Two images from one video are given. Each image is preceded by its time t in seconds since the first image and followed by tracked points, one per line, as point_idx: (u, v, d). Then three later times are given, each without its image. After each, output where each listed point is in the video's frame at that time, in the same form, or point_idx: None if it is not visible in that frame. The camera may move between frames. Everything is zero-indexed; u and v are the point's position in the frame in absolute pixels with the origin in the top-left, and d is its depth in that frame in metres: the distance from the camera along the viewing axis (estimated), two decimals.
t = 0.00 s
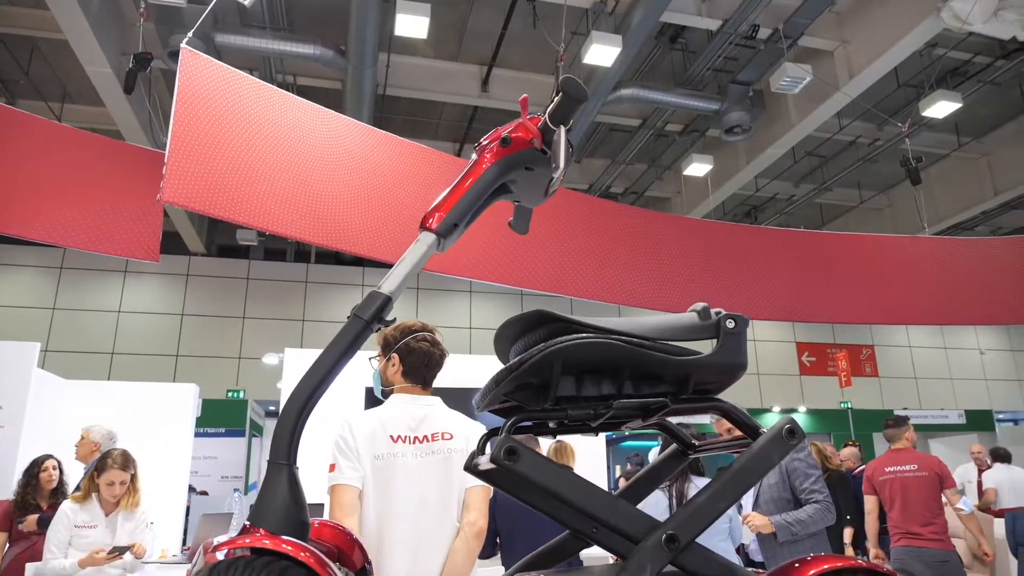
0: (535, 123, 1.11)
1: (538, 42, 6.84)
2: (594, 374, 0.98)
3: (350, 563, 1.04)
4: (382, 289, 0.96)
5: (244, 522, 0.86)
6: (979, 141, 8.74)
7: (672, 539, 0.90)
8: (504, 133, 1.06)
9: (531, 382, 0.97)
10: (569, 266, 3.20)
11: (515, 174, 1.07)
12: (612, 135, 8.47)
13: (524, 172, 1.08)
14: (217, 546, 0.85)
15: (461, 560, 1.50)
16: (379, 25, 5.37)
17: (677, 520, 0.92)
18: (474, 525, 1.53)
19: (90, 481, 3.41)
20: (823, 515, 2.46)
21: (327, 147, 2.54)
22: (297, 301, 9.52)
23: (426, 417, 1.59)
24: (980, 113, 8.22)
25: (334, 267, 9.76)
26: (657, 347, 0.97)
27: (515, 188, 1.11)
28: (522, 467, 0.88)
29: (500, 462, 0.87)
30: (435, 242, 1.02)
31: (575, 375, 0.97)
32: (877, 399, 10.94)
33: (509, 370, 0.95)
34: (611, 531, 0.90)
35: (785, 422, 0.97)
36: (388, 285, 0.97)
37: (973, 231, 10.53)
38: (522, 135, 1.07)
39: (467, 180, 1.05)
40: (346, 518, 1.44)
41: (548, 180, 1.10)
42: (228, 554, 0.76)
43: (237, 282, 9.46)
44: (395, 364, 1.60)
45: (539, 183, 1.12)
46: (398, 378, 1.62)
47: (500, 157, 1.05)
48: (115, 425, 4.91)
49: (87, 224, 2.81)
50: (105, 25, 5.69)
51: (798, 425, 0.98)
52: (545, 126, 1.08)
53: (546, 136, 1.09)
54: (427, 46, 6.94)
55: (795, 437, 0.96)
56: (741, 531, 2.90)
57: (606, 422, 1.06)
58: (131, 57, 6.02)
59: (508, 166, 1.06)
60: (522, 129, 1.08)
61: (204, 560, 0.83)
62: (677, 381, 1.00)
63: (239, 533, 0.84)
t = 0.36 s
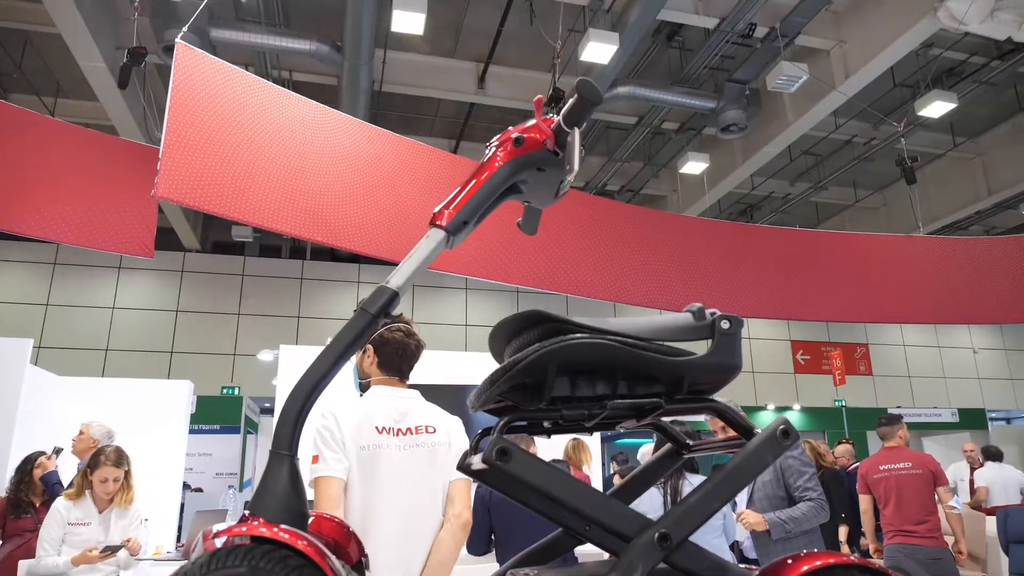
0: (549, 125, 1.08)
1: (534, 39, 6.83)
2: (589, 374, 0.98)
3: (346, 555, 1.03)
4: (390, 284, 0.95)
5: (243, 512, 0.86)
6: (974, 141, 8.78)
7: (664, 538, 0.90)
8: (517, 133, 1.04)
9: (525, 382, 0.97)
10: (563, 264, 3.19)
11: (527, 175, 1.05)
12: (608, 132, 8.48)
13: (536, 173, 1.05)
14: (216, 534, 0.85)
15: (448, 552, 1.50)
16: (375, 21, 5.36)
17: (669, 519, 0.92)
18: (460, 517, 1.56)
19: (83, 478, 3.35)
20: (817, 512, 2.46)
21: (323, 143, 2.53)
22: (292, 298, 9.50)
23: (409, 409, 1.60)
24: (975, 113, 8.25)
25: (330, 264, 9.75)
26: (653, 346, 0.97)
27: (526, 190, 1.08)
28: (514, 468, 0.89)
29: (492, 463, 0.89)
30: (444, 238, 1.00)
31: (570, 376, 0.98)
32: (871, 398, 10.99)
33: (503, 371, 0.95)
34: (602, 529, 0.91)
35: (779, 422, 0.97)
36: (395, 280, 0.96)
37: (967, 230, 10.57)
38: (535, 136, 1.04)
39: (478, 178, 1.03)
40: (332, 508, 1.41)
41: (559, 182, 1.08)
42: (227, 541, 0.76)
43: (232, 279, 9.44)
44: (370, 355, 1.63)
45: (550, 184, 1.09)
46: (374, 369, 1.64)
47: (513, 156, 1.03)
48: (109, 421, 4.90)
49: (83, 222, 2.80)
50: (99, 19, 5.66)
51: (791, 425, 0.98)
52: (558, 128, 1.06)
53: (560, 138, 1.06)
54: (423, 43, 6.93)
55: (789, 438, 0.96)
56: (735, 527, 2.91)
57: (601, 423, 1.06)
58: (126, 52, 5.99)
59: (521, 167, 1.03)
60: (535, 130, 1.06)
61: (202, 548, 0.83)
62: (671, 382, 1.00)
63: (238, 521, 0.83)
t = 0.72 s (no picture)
0: (560, 123, 1.08)
1: (529, 32, 6.80)
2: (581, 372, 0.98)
3: (339, 544, 1.06)
4: (395, 276, 0.94)
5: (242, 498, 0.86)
6: (967, 138, 8.81)
7: (654, 533, 0.91)
8: (528, 130, 1.04)
9: (517, 378, 0.96)
10: (552, 259, 3.19)
11: (535, 172, 1.04)
12: (602, 126, 8.48)
13: (546, 170, 1.04)
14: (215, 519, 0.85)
15: (408, 545, 1.52)
16: (368, 13, 5.33)
17: (659, 514, 0.92)
18: (420, 511, 1.55)
19: (74, 471, 3.36)
20: (807, 506, 2.48)
21: (316, 136, 2.51)
22: (286, 291, 9.47)
23: (376, 402, 1.60)
24: (968, 110, 8.28)
25: (323, 257, 9.71)
26: (645, 344, 0.97)
27: (535, 187, 1.07)
28: (502, 465, 0.90)
29: (481, 459, 0.89)
30: (450, 233, 0.99)
31: (562, 372, 0.97)
32: (862, 393, 11.06)
33: (494, 368, 0.95)
34: (592, 524, 0.92)
35: (771, 420, 0.97)
36: (399, 271, 0.96)
37: (959, 227, 10.62)
38: (546, 134, 1.04)
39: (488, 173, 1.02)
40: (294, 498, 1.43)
41: (569, 180, 1.07)
42: (225, 524, 0.76)
43: (224, 272, 9.40)
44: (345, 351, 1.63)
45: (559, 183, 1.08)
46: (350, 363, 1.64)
47: (523, 153, 1.02)
48: (102, 414, 4.88)
49: (77, 218, 2.79)
50: (89, 10, 5.61)
51: (784, 423, 0.97)
52: (570, 126, 1.05)
53: (570, 137, 1.06)
54: (417, 35, 6.90)
55: (780, 435, 0.96)
56: (726, 521, 2.92)
57: (592, 420, 1.06)
58: (117, 43, 5.95)
59: (531, 164, 1.02)
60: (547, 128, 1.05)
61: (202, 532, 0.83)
62: (663, 379, 1.00)
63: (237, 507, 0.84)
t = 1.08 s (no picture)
0: (570, 120, 1.09)
1: (521, 22, 6.76)
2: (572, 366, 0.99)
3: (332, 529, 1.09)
4: (398, 264, 0.99)
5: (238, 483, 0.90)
6: (956, 131, 8.85)
7: (642, 524, 0.93)
8: (537, 125, 1.05)
9: (508, 373, 0.97)
10: (542, 251, 3.18)
11: (543, 168, 1.06)
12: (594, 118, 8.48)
13: (553, 166, 1.06)
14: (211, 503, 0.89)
15: (362, 527, 1.68)
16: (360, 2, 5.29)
17: (647, 506, 0.95)
18: (372, 497, 1.72)
19: (64, 462, 3.35)
20: (795, 496, 2.50)
21: (307, 126, 2.50)
22: (276, 282, 9.44)
23: (335, 395, 1.77)
24: (957, 103, 8.31)
25: (313, 248, 9.68)
26: (635, 339, 0.98)
27: (542, 182, 1.09)
28: (491, 459, 0.91)
29: (468, 454, 0.91)
30: (456, 225, 1.02)
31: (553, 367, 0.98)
32: (851, 384, 11.15)
33: (485, 362, 0.96)
34: (580, 517, 0.94)
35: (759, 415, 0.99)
36: (404, 260, 1.00)
37: (948, 220, 10.69)
38: (554, 129, 1.06)
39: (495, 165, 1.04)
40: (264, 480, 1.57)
41: (576, 176, 1.09)
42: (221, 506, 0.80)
43: (214, 262, 9.35)
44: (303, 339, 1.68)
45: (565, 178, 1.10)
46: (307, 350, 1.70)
47: (532, 148, 1.04)
48: (92, 405, 4.86)
49: (67, 209, 2.77)
50: None
51: (772, 419, 1.00)
52: (580, 123, 1.06)
53: (579, 133, 1.07)
54: (409, 25, 6.86)
55: (769, 430, 0.99)
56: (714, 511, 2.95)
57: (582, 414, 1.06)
58: (105, 31, 5.89)
59: (539, 159, 1.04)
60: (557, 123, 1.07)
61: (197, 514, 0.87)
62: (653, 373, 1.01)
63: (233, 490, 0.88)
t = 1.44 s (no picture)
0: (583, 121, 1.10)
1: (515, 16, 6.74)
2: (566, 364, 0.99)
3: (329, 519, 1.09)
4: (406, 259, 0.99)
5: (239, 469, 0.90)
6: (950, 126, 8.87)
7: (635, 521, 0.93)
8: (549, 126, 1.06)
9: (503, 371, 0.97)
10: (537, 245, 3.17)
11: (554, 168, 1.07)
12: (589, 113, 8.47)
13: (565, 167, 1.07)
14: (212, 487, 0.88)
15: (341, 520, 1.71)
16: None
17: (640, 503, 0.94)
18: (349, 489, 1.76)
19: (57, 457, 3.35)
20: (788, 490, 2.51)
21: (300, 120, 2.48)
22: (271, 276, 9.41)
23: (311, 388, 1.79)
24: (951, 98, 8.34)
25: (308, 242, 9.65)
26: (631, 337, 0.98)
27: (552, 182, 1.10)
28: (484, 458, 0.91)
29: (460, 452, 0.90)
30: (465, 222, 1.02)
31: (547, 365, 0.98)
32: (844, 378, 11.20)
33: (479, 361, 0.95)
34: (573, 514, 0.94)
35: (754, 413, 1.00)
36: (412, 256, 1.00)
37: (942, 214, 10.73)
38: (566, 130, 1.07)
39: (506, 164, 1.05)
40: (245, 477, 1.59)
41: (587, 178, 1.10)
42: (223, 493, 0.80)
43: (208, 257, 9.32)
44: (279, 334, 1.70)
45: (575, 180, 1.11)
46: (282, 345, 1.72)
47: (544, 147, 1.05)
48: (85, 399, 4.85)
49: (60, 203, 2.76)
50: None
51: (766, 416, 1.01)
52: (592, 126, 1.07)
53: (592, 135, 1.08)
54: (404, 19, 6.83)
55: (764, 428, 0.99)
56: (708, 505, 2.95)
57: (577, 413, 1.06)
58: (97, 24, 5.86)
59: (551, 159, 1.05)
60: (569, 124, 1.07)
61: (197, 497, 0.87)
62: (649, 372, 1.02)
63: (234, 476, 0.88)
